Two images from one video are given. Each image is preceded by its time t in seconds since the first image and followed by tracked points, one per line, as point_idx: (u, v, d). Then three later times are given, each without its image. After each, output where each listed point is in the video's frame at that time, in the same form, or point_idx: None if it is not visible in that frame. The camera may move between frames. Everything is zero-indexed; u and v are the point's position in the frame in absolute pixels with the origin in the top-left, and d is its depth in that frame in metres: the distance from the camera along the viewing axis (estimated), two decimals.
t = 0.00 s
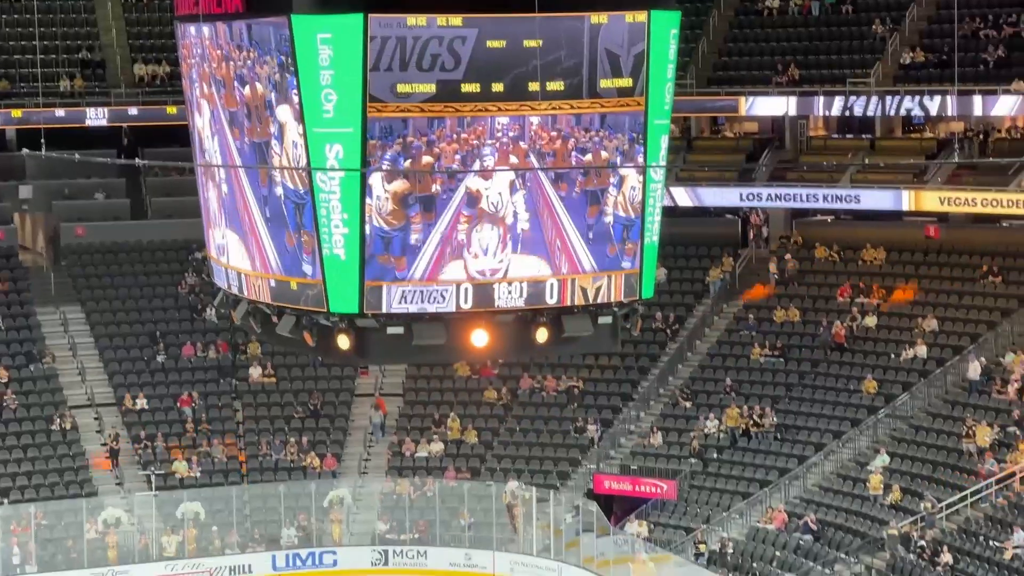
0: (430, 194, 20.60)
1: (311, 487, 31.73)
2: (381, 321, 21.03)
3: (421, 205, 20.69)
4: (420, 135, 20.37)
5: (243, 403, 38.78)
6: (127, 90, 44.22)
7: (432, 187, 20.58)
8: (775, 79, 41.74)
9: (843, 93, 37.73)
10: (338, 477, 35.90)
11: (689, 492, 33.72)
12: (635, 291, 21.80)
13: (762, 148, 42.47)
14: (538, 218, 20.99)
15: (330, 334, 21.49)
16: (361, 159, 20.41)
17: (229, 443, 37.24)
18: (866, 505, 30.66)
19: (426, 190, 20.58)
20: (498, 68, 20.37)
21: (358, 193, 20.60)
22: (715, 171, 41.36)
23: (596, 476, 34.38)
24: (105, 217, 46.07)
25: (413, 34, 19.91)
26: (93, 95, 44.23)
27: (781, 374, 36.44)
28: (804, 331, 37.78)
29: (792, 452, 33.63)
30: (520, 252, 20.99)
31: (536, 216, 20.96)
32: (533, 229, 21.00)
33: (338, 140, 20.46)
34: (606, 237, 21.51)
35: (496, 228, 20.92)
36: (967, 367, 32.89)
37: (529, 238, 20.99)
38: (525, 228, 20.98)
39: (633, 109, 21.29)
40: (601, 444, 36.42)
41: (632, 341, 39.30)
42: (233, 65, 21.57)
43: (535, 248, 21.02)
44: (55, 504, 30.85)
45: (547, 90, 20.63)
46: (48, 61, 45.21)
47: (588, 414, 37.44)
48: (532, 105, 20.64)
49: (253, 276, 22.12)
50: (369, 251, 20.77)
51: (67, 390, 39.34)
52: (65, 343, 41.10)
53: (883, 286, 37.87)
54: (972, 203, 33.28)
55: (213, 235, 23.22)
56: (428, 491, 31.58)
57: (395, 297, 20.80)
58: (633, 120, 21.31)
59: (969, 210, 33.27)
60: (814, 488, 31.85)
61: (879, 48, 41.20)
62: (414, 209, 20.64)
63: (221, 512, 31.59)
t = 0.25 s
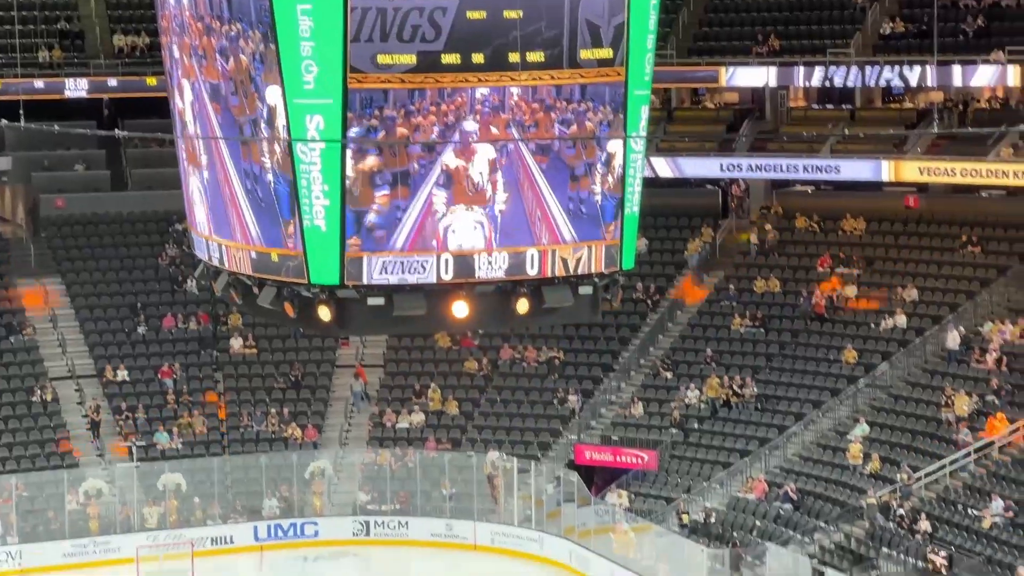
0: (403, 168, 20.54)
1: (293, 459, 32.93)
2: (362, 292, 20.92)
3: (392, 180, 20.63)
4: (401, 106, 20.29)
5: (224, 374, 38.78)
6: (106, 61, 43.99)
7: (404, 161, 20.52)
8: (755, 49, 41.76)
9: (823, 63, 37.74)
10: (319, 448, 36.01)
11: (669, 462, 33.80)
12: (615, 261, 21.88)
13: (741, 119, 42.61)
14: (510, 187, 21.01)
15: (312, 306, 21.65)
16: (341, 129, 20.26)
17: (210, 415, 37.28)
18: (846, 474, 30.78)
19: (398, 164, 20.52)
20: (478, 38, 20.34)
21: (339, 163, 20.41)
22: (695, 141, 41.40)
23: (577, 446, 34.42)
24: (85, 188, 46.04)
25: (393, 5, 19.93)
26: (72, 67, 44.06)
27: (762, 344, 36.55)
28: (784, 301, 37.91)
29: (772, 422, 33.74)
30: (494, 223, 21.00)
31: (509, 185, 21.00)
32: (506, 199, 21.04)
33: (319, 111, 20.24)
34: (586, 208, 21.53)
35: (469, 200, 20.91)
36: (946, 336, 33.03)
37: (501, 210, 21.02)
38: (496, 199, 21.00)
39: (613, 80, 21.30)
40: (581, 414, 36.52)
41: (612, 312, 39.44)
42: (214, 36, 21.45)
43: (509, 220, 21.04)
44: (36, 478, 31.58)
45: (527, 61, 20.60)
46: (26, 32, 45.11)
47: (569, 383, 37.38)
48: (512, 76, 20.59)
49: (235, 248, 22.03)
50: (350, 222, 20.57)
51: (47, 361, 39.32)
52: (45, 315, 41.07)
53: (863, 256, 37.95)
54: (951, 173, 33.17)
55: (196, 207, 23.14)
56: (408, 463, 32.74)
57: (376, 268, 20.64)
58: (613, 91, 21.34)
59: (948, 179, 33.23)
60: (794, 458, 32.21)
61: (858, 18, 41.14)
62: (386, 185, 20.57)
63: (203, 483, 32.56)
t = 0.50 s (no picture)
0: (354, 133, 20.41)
1: (257, 412, 32.98)
2: (327, 246, 20.68)
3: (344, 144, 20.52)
4: (366, 59, 20.14)
5: (190, 328, 38.65)
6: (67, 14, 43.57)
7: (357, 125, 20.40)
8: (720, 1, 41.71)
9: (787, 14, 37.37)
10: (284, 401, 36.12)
11: (635, 415, 33.95)
12: (581, 214, 22.10)
13: (705, 71, 42.66)
14: (473, 149, 20.92)
15: (276, 262, 21.04)
16: (307, 82, 19.95)
17: (175, 369, 37.27)
18: (811, 426, 30.92)
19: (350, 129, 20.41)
20: None
21: (305, 117, 20.06)
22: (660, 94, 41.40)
23: (544, 400, 34.43)
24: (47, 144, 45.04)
25: None
26: (33, 20, 43.72)
27: (727, 297, 36.70)
28: (752, 253, 37.81)
29: (737, 373, 33.91)
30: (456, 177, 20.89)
31: (472, 147, 20.91)
32: (471, 161, 20.94)
33: (284, 64, 19.83)
34: (551, 162, 21.66)
35: (429, 161, 20.73)
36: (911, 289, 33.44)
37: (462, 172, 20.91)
38: (457, 160, 20.86)
39: (578, 33, 21.36)
40: (547, 367, 36.72)
41: (578, 265, 39.62)
42: None
43: (471, 181, 20.95)
44: None
45: (492, 13, 20.62)
46: None
47: (534, 336, 37.63)
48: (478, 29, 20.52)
49: (201, 203, 21.87)
50: (315, 177, 20.44)
51: (11, 316, 39.18)
52: (9, 270, 40.92)
53: (827, 209, 38.12)
54: (915, 125, 33.27)
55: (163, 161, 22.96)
56: (374, 417, 32.77)
57: (341, 221, 20.50)
58: (578, 44, 21.40)
59: (912, 133, 33.32)
60: (759, 409, 32.56)
61: None
62: (338, 148, 20.43)
63: (169, 439, 32.64)
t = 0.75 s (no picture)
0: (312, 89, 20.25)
1: (224, 366, 33.16)
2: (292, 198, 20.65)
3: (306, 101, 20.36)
4: (330, 11, 20.03)
5: (154, 282, 38.52)
6: None
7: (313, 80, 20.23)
8: None
9: None
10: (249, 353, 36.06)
11: (601, 367, 34.01)
12: (544, 166, 22.36)
13: (671, 23, 42.17)
14: (443, 116, 20.88)
15: (240, 213, 20.62)
16: (270, 34, 19.85)
17: (139, 323, 37.08)
18: (775, 377, 31.08)
19: (306, 87, 20.25)
20: None
21: (269, 69, 19.98)
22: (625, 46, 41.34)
23: (508, 352, 34.31)
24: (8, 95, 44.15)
25: None
26: None
27: (693, 249, 36.79)
28: (715, 205, 38.05)
29: (703, 326, 34.01)
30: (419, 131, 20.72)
31: (439, 107, 20.84)
32: (438, 121, 20.85)
33: (248, 17, 19.81)
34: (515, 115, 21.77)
35: (391, 129, 20.59)
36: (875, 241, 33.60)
37: (428, 131, 20.77)
38: (424, 125, 20.75)
39: None
40: (512, 319, 36.77)
41: (544, 218, 39.63)
42: None
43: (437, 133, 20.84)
44: None
45: None
46: None
47: (499, 288, 37.59)
48: None
49: (164, 155, 21.50)
50: (279, 130, 20.16)
51: None
52: None
53: (792, 161, 38.19)
54: (880, 76, 33.17)
55: (127, 115, 22.64)
56: (339, 369, 33.19)
57: (306, 173, 20.24)
58: None
59: (875, 84, 33.19)
60: (724, 360, 32.71)
61: None
62: (299, 104, 20.25)
63: (133, 391, 32.56)
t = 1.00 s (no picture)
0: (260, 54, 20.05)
1: (179, 320, 33.14)
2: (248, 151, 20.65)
3: (254, 70, 20.20)
4: None
5: (109, 236, 38.17)
6: None
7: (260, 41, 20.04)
8: None
9: None
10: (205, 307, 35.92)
11: (557, 319, 34.08)
12: (500, 118, 22.14)
13: None
14: (397, 81, 20.62)
15: (189, 163, 20.92)
16: None
17: (93, 277, 36.79)
18: (731, 329, 31.25)
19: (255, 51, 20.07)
20: None
21: (223, 20, 19.87)
22: None
23: (465, 304, 34.64)
24: None
25: None
26: None
27: (650, 200, 36.86)
28: (671, 157, 38.10)
29: (659, 278, 34.10)
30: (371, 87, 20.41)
31: (390, 62, 20.58)
32: (390, 77, 20.57)
33: None
34: (470, 68, 21.52)
35: (341, 104, 20.21)
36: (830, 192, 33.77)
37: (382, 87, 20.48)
38: (378, 88, 20.46)
39: None
40: (469, 272, 36.78)
41: (500, 170, 39.57)
42: None
43: (391, 88, 20.55)
44: None
45: None
46: None
47: (455, 241, 37.56)
48: None
49: (115, 107, 21.36)
50: (232, 83, 20.03)
51: None
52: None
53: (748, 113, 38.23)
54: (835, 29, 33.21)
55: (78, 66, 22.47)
56: (297, 323, 33.37)
57: (261, 127, 20.03)
58: None
59: (830, 36, 33.19)
60: (681, 312, 32.86)
61: None
62: (249, 70, 20.08)
63: (89, 347, 32.46)
